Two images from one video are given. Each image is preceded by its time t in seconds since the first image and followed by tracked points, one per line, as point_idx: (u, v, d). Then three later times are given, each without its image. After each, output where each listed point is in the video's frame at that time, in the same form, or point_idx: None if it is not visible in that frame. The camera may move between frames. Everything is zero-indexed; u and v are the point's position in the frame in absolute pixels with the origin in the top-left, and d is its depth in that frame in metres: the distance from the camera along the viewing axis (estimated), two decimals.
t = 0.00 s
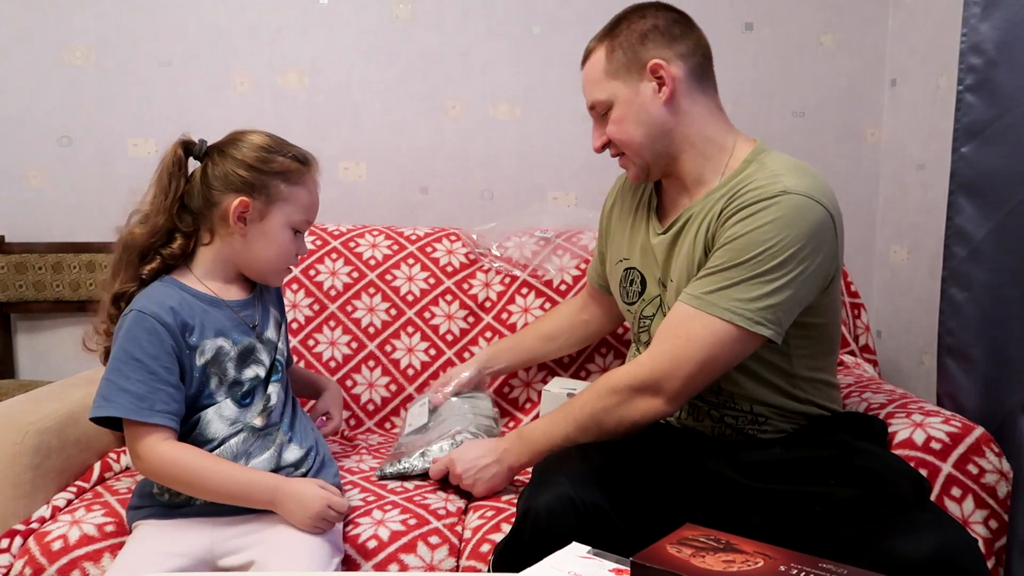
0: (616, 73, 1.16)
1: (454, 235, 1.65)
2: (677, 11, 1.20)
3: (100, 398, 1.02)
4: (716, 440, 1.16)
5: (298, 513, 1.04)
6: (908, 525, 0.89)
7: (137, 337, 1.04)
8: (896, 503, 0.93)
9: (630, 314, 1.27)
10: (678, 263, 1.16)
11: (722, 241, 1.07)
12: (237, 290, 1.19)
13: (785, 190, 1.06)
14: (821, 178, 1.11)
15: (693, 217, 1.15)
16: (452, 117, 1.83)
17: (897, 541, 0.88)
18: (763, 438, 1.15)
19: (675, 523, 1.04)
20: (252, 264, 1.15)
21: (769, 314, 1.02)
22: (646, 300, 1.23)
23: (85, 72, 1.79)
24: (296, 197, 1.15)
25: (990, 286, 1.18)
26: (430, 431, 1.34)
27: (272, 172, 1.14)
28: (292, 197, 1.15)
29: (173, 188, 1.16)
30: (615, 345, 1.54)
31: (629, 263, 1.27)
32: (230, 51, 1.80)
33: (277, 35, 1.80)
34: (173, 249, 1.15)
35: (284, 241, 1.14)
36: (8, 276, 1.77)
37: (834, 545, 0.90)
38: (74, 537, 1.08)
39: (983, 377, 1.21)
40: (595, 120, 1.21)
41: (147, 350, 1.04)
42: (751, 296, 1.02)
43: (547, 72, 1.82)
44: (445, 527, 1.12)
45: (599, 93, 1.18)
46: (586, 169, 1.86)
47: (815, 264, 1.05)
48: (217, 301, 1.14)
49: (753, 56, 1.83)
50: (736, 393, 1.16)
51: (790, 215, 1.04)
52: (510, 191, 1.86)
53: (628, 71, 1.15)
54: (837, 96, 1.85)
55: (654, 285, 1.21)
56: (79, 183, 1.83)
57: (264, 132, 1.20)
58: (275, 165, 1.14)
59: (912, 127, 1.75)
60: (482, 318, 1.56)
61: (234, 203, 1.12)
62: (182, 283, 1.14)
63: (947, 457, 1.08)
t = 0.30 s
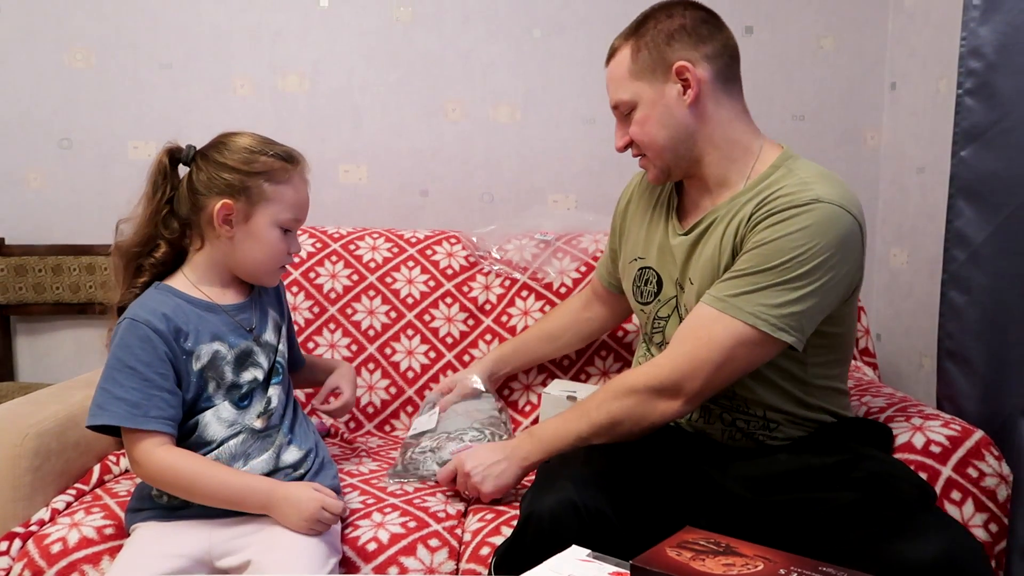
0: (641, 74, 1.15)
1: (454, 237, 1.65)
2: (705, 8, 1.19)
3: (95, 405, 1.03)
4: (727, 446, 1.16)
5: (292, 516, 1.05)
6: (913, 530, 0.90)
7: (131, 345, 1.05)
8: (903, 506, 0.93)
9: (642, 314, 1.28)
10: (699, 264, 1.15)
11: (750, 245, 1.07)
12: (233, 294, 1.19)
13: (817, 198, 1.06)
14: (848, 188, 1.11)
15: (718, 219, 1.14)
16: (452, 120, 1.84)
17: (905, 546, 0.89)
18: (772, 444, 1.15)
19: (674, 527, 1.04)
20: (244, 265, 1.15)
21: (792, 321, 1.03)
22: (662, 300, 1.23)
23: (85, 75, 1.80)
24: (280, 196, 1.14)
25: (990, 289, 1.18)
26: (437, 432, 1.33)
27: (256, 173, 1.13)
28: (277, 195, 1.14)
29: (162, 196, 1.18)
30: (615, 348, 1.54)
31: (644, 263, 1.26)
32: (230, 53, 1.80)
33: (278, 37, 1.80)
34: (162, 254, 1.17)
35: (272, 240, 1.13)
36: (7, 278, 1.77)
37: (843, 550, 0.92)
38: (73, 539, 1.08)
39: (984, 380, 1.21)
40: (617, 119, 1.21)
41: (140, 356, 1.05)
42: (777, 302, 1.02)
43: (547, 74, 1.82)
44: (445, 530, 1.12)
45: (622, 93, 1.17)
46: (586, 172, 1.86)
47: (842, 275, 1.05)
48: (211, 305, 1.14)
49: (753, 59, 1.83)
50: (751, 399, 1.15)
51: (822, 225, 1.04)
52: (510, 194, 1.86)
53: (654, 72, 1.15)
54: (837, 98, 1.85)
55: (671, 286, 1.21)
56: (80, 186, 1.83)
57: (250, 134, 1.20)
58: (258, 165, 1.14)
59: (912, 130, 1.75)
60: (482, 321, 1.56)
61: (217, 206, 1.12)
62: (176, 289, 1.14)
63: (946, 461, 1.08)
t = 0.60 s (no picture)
0: (574, 105, 1.14)
1: (454, 240, 1.65)
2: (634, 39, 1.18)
3: (90, 411, 1.02)
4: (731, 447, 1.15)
5: (288, 517, 1.04)
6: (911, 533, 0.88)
7: (125, 350, 1.05)
8: (906, 507, 0.94)
9: (631, 339, 1.28)
10: (681, 279, 1.15)
11: (736, 247, 1.06)
12: (226, 299, 1.19)
13: (779, 181, 1.07)
14: (800, 166, 1.12)
15: (688, 230, 1.14)
16: (453, 122, 1.84)
17: (908, 548, 0.87)
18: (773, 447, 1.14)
19: (674, 530, 1.03)
20: (236, 270, 1.15)
21: (811, 308, 1.02)
22: (649, 322, 1.23)
23: (85, 77, 1.80)
24: (270, 200, 1.14)
25: (990, 292, 1.18)
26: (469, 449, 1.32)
27: (246, 177, 1.13)
28: (267, 200, 1.14)
29: (155, 201, 1.19)
30: (616, 351, 1.54)
31: (623, 289, 1.27)
32: (230, 56, 1.80)
33: (278, 40, 1.80)
34: (153, 261, 1.18)
35: (264, 244, 1.13)
36: (7, 280, 1.77)
37: (843, 552, 0.89)
38: (73, 542, 1.08)
39: (985, 384, 1.21)
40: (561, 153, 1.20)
41: (134, 361, 1.05)
42: (791, 295, 1.01)
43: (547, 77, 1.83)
44: (445, 534, 1.13)
45: (560, 126, 1.16)
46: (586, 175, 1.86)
47: (831, 247, 1.06)
48: (205, 311, 1.15)
49: (753, 62, 1.83)
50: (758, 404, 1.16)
51: (797, 203, 1.05)
52: (510, 197, 1.86)
53: (585, 102, 1.14)
54: (837, 102, 1.85)
55: (654, 305, 1.21)
56: (80, 188, 1.83)
57: (242, 139, 1.20)
58: (248, 169, 1.13)
59: (912, 134, 1.76)
60: (482, 324, 1.56)
61: (207, 211, 1.12)
62: (170, 295, 1.14)
63: (946, 464, 1.08)
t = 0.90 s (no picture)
0: (486, 153, 1.15)
1: (455, 242, 1.65)
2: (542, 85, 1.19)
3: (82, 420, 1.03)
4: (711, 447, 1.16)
5: (281, 521, 1.04)
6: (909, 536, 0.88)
7: (115, 358, 1.05)
8: (907, 508, 0.93)
9: (598, 359, 1.27)
10: (622, 297, 1.14)
11: (660, 256, 1.04)
12: (218, 303, 1.19)
13: (686, 182, 1.05)
14: (715, 160, 1.11)
15: (619, 248, 1.12)
16: (453, 125, 1.84)
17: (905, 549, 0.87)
18: (758, 443, 1.14)
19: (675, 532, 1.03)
20: (225, 273, 1.15)
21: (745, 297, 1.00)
22: (608, 341, 1.22)
23: (86, 80, 1.80)
24: (258, 203, 1.13)
25: (990, 295, 1.18)
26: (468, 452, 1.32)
27: (234, 180, 1.13)
28: (256, 203, 1.13)
29: (145, 206, 1.20)
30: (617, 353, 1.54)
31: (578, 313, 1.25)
32: (231, 59, 1.80)
33: (279, 42, 1.80)
34: (144, 266, 1.19)
35: (252, 247, 1.13)
36: (8, 282, 1.77)
37: (844, 554, 0.89)
38: (73, 544, 1.07)
39: (986, 386, 1.21)
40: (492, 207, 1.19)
41: (125, 368, 1.05)
42: (722, 289, 0.99)
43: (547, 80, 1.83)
44: (445, 536, 1.13)
45: (480, 175, 1.16)
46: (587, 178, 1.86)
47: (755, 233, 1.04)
48: (195, 315, 1.15)
49: (753, 65, 1.84)
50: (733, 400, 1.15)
51: (710, 198, 1.03)
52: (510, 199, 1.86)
53: (494, 149, 1.14)
54: (837, 104, 1.85)
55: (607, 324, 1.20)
56: (80, 190, 1.83)
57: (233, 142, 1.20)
58: (237, 172, 1.13)
59: (912, 136, 1.76)
60: (483, 326, 1.56)
61: (194, 215, 1.13)
62: (161, 300, 1.14)
63: (948, 466, 1.08)
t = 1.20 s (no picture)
0: (433, 199, 1.16)
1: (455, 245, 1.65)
2: (478, 125, 1.21)
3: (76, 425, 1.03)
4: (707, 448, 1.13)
5: (279, 523, 1.04)
6: (910, 540, 0.88)
7: (110, 361, 1.05)
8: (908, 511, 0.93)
9: (574, 373, 1.26)
10: (585, 316, 1.13)
11: (617, 269, 1.03)
12: (212, 306, 1.19)
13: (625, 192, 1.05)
14: (654, 165, 1.11)
15: (574, 267, 1.11)
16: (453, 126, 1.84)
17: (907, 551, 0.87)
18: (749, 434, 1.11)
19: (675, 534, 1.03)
20: (219, 276, 1.15)
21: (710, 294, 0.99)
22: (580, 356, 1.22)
23: (86, 81, 1.80)
24: (251, 207, 1.13)
25: (991, 297, 1.18)
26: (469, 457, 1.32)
27: (228, 184, 1.13)
28: (250, 207, 1.13)
29: (139, 209, 1.20)
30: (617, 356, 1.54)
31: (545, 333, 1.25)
32: (232, 60, 1.80)
33: (279, 44, 1.80)
34: (139, 266, 1.20)
35: (245, 251, 1.13)
36: (8, 283, 1.77)
37: (845, 557, 0.89)
38: (72, 545, 1.07)
39: (987, 389, 1.20)
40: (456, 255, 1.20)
41: (120, 371, 1.05)
42: (687, 289, 0.98)
43: (547, 81, 1.83)
44: (445, 538, 1.12)
45: (432, 221, 1.18)
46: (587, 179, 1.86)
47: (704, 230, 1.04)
48: (189, 318, 1.15)
49: (753, 66, 1.84)
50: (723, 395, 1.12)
51: (651, 204, 1.02)
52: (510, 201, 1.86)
53: (438, 195, 1.15)
54: (837, 106, 1.85)
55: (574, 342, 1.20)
56: (80, 191, 1.83)
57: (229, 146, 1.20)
58: (231, 176, 1.13)
59: (912, 138, 1.76)
60: (483, 329, 1.56)
61: (188, 218, 1.13)
62: (155, 304, 1.15)
63: (949, 468, 1.08)
